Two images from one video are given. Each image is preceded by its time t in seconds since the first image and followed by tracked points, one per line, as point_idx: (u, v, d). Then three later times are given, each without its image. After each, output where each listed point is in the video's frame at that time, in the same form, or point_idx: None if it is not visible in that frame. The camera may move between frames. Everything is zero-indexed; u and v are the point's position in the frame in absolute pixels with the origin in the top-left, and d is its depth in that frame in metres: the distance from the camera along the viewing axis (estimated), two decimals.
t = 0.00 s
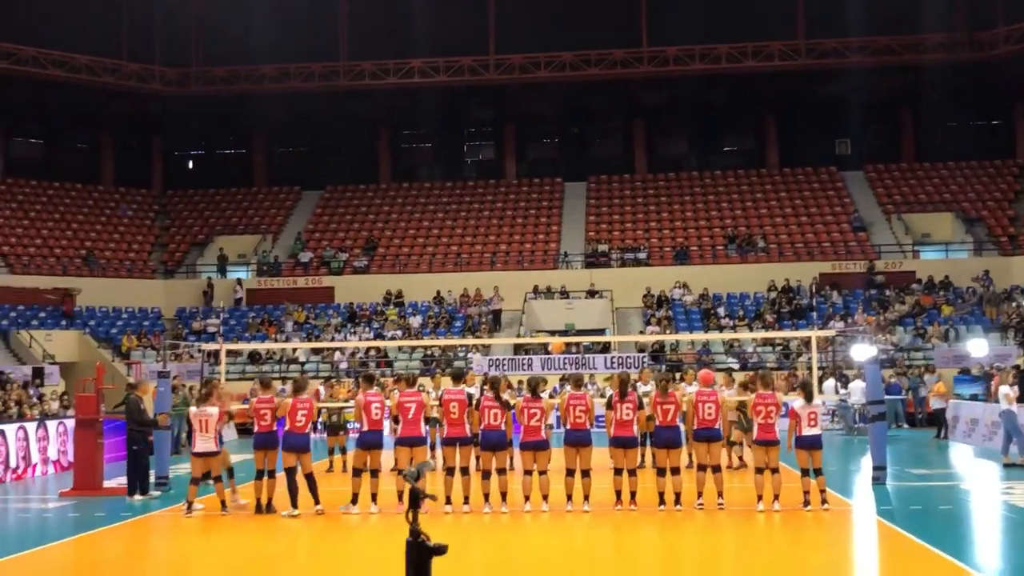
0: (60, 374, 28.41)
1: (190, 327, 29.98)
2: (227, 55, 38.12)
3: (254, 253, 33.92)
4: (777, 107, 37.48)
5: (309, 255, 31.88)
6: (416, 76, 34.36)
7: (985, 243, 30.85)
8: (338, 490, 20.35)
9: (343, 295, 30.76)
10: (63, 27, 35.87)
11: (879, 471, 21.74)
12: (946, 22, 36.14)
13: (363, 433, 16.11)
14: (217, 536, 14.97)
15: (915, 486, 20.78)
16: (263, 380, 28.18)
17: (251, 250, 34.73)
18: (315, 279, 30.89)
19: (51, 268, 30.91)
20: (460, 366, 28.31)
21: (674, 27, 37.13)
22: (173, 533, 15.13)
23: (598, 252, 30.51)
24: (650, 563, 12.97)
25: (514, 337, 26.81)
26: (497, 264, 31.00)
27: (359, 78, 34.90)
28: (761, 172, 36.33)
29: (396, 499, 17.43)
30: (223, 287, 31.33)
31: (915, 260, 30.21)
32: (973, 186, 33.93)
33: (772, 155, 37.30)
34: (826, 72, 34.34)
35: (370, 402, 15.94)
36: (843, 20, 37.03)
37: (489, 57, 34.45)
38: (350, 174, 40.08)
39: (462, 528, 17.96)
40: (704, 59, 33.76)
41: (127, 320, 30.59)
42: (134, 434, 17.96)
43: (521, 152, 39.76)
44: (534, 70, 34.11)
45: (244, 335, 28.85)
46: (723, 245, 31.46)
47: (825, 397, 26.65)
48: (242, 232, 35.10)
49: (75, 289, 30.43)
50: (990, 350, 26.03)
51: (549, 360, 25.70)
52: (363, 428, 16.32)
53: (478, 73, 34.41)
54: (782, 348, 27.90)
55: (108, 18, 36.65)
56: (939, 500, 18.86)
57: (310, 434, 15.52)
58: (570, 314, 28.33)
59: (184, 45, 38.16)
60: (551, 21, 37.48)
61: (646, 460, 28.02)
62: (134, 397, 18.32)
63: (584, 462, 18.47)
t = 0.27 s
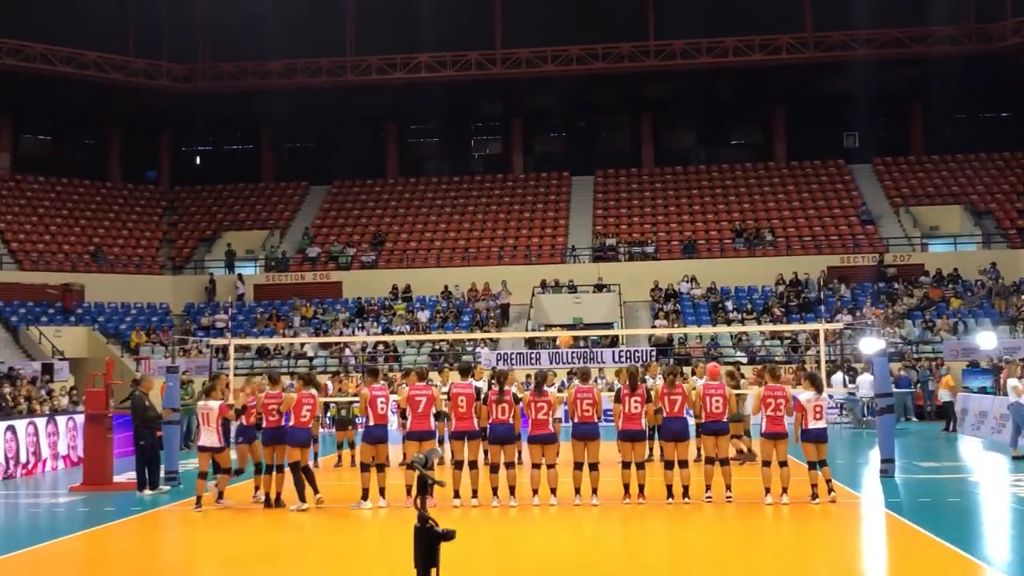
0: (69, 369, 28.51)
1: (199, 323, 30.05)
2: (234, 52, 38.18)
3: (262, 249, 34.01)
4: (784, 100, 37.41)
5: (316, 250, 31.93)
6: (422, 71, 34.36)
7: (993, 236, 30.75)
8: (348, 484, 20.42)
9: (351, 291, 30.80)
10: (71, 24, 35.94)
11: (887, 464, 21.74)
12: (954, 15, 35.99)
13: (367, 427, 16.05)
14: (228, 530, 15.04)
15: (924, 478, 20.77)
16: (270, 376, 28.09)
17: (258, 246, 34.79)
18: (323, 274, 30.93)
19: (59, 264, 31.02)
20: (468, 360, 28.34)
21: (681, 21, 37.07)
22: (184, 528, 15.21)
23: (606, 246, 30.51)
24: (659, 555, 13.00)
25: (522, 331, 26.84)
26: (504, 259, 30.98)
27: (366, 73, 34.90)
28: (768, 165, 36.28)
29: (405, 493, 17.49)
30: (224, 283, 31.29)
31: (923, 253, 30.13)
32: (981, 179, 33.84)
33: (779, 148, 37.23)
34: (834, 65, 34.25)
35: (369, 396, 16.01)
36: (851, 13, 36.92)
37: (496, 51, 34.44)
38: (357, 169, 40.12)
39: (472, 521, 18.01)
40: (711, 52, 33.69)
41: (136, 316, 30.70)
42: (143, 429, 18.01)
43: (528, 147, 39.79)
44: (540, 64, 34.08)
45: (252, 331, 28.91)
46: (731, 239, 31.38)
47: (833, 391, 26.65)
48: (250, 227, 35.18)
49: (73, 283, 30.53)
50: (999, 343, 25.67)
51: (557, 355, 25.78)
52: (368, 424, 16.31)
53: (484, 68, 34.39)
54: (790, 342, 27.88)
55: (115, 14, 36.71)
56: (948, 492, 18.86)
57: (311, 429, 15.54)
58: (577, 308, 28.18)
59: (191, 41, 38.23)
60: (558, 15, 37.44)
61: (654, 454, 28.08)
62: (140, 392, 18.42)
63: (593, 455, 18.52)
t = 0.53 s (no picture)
0: (70, 362, 28.51)
1: (200, 315, 30.05)
2: (235, 44, 38.13)
3: (263, 242, 33.91)
4: (785, 92, 37.35)
5: (317, 242, 31.92)
6: (423, 63, 34.30)
7: (995, 228, 30.74)
8: (349, 476, 20.44)
9: (352, 283, 30.77)
10: (71, 16, 35.89)
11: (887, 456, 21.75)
12: (956, 6, 35.88)
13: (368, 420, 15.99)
14: (230, 521, 15.01)
15: (924, 471, 20.81)
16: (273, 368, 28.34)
17: (259, 238, 34.76)
18: (324, 267, 30.89)
19: (60, 257, 31.03)
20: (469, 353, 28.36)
21: (682, 12, 36.98)
22: (187, 519, 15.26)
23: (607, 239, 30.49)
24: (662, 547, 13.01)
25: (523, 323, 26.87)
26: (506, 252, 30.94)
27: (367, 65, 34.84)
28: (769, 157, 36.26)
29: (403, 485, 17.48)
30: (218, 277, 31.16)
31: (924, 244, 30.11)
32: (983, 170, 33.81)
33: (780, 140, 37.17)
34: (836, 56, 34.19)
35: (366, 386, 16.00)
36: (853, 4, 36.82)
37: (497, 43, 34.37)
38: (358, 161, 40.11)
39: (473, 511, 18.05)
40: (712, 44, 33.62)
41: (137, 308, 30.72)
42: (144, 422, 18.00)
43: (529, 139, 39.76)
44: (541, 56, 34.01)
45: (253, 323, 28.89)
46: (732, 231, 31.36)
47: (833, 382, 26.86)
48: (251, 220, 35.17)
49: (65, 276, 30.42)
50: (999, 335, 25.71)
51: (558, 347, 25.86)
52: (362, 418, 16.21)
53: (485, 60, 34.32)
54: (791, 334, 27.91)
55: (116, 7, 36.65)
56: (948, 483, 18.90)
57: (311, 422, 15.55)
58: (579, 301, 28.26)
59: (192, 33, 38.17)
60: (560, 7, 37.36)
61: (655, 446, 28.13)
62: (139, 384, 18.42)
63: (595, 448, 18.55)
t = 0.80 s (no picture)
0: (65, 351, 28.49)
1: (195, 304, 30.05)
2: (229, 33, 38.00)
3: (257, 230, 33.83)
4: (780, 80, 37.35)
5: (312, 231, 31.90)
6: (418, 51, 34.22)
7: (988, 216, 30.82)
8: (344, 463, 20.53)
9: (347, 272, 30.76)
10: (64, 4, 35.73)
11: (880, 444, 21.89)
12: None
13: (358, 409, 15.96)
14: (227, 509, 15.09)
15: (917, 458, 20.94)
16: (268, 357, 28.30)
17: (254, 227, 34.72)
18: (319, 255, 30.86)
19: (55, 245, 30.99)
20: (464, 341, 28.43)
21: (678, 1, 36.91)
22: (184, 506, 15.35)
23: (602, 227, 30.50)
24: (657, 533, 13.12)
25: (518, 312, 26.93)
26: (500, 241, 30.93)
27: (361, 54, 34.74)
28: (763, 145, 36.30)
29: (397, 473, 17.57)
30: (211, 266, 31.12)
31: (917, 232, 30.18)
32: (977, 158, 33.89)
33: (775, 128, 37.20)
34: (830, 45, 34.18)
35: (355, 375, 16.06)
36: None
37: (492, 31, 34.29)
38: (353, 150, 40.06)
39: (467, 497, 18.19)
40: (707, 32, 33.57)
41: (132, 297, 30.72)
42: (138, 411, 18.02)
43: (524, 128, 39.73)
44: (536, 44, 33.93)
45: (248, 312, 28.87)
46: (727, 219, 31.40)
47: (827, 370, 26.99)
48: (246, 208, 35.14)
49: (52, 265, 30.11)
50: (993, 323, 25.88)
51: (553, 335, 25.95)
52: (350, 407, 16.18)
53: (480, 48, 34.24)
54: (785, 322, 28.00)
55: None
56: (940, 470, 19.03)
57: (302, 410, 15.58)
58: (573, 289, 28.26)
59: (186, 22, 38.03)
60: None
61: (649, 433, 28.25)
62: (135, 373, 18.47)
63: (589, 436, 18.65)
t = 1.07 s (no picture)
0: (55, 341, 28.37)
1: (185, 294, 29.93)
2: (219, 22, 37.81)
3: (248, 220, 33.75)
4: (772, 68, 37.28)
5: (303, 221, 31.80)
6: (408, 39, 34.07)
7: (977, 204, 30.88)
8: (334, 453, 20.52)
9: (338, 262, 30.69)
10: None
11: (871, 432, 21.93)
12: None
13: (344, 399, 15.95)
14: (219, 499, 15.02)
15: (909, 445, 21.00)
16: (259, 347, 28.26)
17: (244, 216, 34.58)
18: (310, 245, 30.77)
19: (44, 235, 30.84)
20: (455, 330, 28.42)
21: None
22: (173, 497, 15.33)
23: (593, 216, 30.47)
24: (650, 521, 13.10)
25: (509, 301, 26.89)
26: (491, 230, 30.85)
27: (351, 42, 34.58)
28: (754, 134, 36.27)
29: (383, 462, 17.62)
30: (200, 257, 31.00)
31: (908, 220, 30.20)
32: (968, 146, 33.92)
33: (766, 117, 37.17)
34: (822, 33, 34.14)
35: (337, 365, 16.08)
36: None
37: (482, 20, 34.13)
38: (344, 139, 39.93)
39: (465, 485, 18.20)
40: (698, 20, 33.48)
41: (121, 288, 30.59)
42: (129, 402, 18.03)
43: (515, 117, 39.60)
44: (526, 33, 33.79)
45: (239, 302, 28.77)
46: (717, 208, 31.35)
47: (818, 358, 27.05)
48: (236, 198, 35.01)
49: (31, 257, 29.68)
50: (984, 310, 25.79)
51: (544, 325, 25.98)
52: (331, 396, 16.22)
53: (471, 36, 34.08)
54: (776, 310, 28.03)
55: None
56: (931, 458, 19.08)
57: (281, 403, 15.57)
58: (565, 278, 28.27)
59: (175, 10, 37.80)
60: None
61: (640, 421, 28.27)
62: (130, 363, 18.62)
63: (580, 425, 18.68)
